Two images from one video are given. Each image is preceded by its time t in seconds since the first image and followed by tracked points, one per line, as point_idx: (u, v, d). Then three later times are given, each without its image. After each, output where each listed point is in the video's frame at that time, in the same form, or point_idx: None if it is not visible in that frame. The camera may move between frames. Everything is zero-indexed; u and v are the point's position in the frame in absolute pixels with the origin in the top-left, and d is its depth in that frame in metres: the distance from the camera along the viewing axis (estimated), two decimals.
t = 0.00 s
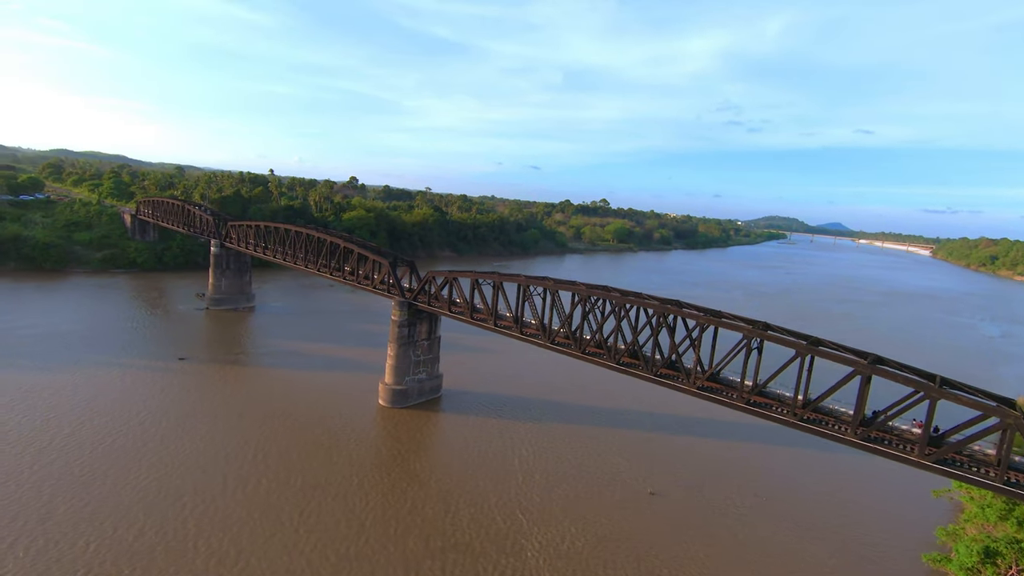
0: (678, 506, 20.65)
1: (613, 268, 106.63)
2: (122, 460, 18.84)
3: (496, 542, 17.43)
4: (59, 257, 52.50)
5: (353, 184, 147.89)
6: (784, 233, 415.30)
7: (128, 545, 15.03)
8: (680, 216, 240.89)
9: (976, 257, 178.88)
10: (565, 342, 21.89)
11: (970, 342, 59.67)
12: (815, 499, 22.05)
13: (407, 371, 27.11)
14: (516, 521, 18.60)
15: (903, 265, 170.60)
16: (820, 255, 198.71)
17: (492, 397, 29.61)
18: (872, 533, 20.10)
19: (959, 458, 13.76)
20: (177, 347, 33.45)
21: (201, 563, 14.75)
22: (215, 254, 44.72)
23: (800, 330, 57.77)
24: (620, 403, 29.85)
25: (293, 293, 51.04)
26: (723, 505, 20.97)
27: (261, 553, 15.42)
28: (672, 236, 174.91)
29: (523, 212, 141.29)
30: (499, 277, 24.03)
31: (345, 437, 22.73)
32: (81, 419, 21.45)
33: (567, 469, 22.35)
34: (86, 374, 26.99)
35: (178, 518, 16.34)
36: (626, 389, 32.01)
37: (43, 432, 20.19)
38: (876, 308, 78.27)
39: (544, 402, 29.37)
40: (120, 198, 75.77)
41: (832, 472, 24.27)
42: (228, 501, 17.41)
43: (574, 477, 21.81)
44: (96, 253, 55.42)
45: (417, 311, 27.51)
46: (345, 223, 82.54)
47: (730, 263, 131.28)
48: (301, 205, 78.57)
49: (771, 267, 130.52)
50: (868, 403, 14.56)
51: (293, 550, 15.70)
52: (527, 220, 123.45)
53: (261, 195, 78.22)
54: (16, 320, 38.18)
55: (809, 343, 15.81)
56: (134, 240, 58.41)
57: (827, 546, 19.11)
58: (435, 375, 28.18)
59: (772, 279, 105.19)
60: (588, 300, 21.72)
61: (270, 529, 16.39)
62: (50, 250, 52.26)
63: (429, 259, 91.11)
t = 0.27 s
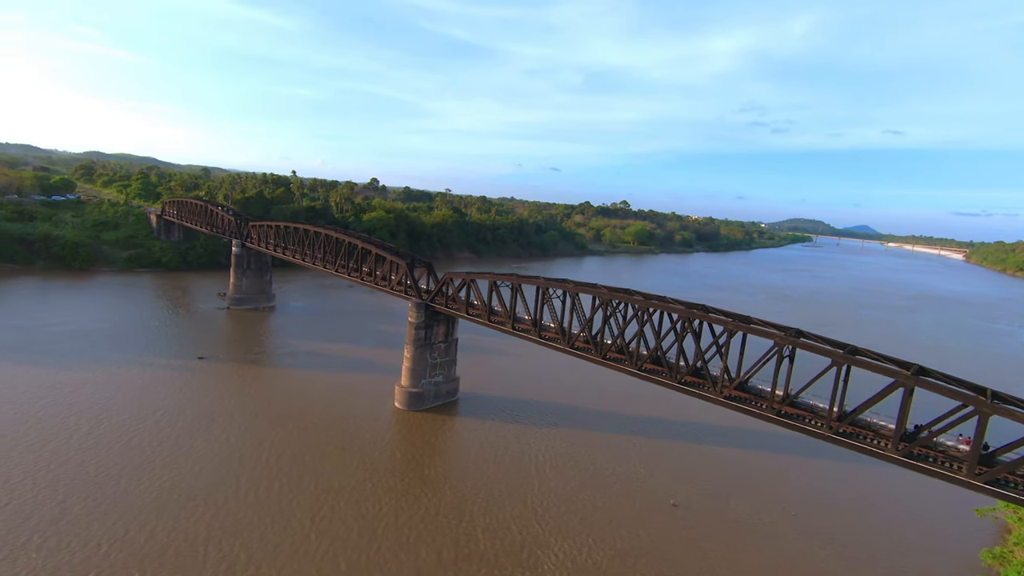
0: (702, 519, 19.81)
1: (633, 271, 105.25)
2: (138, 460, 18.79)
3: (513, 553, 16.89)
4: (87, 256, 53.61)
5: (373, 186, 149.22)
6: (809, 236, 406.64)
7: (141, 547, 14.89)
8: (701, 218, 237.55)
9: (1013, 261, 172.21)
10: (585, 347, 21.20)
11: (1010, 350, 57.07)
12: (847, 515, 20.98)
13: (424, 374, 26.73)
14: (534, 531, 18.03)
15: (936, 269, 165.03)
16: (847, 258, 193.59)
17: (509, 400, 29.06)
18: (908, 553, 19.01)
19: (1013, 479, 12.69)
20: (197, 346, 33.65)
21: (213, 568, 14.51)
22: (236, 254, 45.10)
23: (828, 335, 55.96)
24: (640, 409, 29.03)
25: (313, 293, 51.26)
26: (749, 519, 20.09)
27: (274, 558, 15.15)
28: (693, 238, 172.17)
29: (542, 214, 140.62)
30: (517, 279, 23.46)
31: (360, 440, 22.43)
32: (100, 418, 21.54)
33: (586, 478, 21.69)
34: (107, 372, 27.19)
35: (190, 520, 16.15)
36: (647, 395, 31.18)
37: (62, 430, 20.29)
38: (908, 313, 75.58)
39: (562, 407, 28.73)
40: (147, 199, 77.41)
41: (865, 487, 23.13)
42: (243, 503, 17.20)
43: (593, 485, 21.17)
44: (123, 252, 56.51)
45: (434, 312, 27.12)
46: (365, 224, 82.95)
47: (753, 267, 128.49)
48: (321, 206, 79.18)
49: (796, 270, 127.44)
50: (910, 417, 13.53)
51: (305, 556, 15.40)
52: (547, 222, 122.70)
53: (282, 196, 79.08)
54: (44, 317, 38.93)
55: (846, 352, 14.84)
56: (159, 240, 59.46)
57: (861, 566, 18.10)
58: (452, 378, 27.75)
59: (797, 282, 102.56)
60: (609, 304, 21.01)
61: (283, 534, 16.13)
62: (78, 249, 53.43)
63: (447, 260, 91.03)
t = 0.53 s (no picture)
0: (728, 533, 18.92)
1: (653, 273, 103.78)
2: (153, 461, 18.69)
3: (530, 566, 16.30)
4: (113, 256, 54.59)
5: (392, 188, 150.20)
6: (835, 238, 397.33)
7: (153, 551, 14.68)
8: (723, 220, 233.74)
9: None
10: (605, 352, 20.50)
11: None
12: (883, 532, 19.88)
13: (440, 377, 26.29)
14: (552, 543, 17.42)
15: (969, 272, 159.38)
16: (875, 261, 188.46)
17: (527, 405, 28.47)
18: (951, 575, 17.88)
19: None
20: (216, 346, 33.78)
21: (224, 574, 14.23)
22: (256, 254, 45.39)
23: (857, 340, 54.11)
24: (661, 416, 28.20)
25: (331, 294, 51.38)
26: (778, 534, 19.14)
27: (286, 565, 14.82)
28: (715, 240, 169.43)
29: (561, 215, 139.85)
30: (536, 281, 22.86)
31: (375, 444, 22.10)
32: (118, 417, 21.56)
33: (606, 487, 20.97)
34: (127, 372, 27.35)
35: (202, 524, 15.93)
36: (668, 401, 30.30)
37: (80, 429, 20.34)
38: (941, 317, 72.90)
39: (581, 412, 28.04)
40: (172, 200, 78.80)
41: (902, 502, 21.97)
42: (257, 507, 16.96)
43: (613, 495, 20.44)
44: (147, 252, 57.48)
45: (450, 315, 26.66)
46: (384, 225, 83.27)
47: (777, 269, 125.70)
48: (341, 208, 79.69)
49: (822, 273, 124.30)
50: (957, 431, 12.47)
51: (317, 564, 15.04)
52: (565, 223, 121.80)
53: (303, 198, 79.76)
54: (70, 316, 39.61)
55: (887, 361, 13.89)
56: (183, 241, 60.37)
57: None
58: (468, 382, 27.26)
59: (823, 285, 99.89)
60: (631, 308, 20.26)
61: (296, 540, 15.80)
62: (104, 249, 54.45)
63: (465, 262, 90.83)
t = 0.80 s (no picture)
0: (756, 548, 18.03)
1: (673, 275, 102.18)
2: (167, 463, 18.61)
3: None
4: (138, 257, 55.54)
5: (412, 190, 150.95)
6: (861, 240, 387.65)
7: (165, 556, 14.49)
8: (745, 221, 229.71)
9: None
10: (626, 357, 19.78)
11: None
12: (921, 550, 18.80)
13: (456, 381, 25.84)
14: (570, 555, 16.80)
15: (1005, 275, 153.59)
16: (904, 263, 182.96)
17: (545, 410, 27.86)
18: None
19: None
20: (235, 346, 33.95)
21: None
22: (275, 255, 45.65)
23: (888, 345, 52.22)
24: (683, 424, 27.42)
25: (349, 295, 51.47)
26: (809, 550, 18.19)
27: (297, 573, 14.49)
28: (737, 241, 166.42)
29: (580, 216, 138.83)
30: (555, 283, 22.25)
31: (390, 448, 21.83)
32: (136, 418, 21.61)
33: (627, 497, 20.25)
34: (147, 372, 27.55)
35: (213, 528, 15.71)
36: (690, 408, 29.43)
37: (98, 429, 20.45)
38: (976, 320, 70.09)
39: (600, 418, 27.35)
40: (196, 202, 80.14)
41: (939, 518, 20.84)
42: (269, 512, 16.69)
43: (634, 506, 19.70)
44: (171, 253, 58.40)
45: (467, 317, 26.20)
46: (402, 226, 83.47)
47: (801, 271, 122.75)
48: (360, 209, 80.11)
49: (849, 275, 120.98)
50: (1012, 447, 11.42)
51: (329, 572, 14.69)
52: (584, 224, 120.75)
53: (323, 199, 80.40)
54: (95, 316, 40.30)
55: (931, 371, 12.93)
56: (205, 242, 61.21)
57: None
58: (485, 385, 26.76)
59: (851, 288, 97.01)
60: (654, 311, 19.51)
61: (308, 547, 15.48)
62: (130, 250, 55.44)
63: (483, 263, 90.55)
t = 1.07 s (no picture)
0: (786, 564, 17.18)
1: (694, 277, 100.46)
2: (182, 466, 18.47)
3: None
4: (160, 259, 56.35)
5: (430, 192, 151.38)
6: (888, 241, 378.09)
7: (175, 562, 14.24)
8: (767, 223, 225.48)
9: None
10: (648, 362, 19.04)
11: None
12: (962, 570, 17.72)
13: (472, 385, 25.37)
14: (589, 569, 16.14)
15: None
16: (933, 265, 177.76)
17: (563, 415, 27.27)
18: None
19: None
20: (253, 347, 34.01)
21: None
22: (293, 257, 45.80)
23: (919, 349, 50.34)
24: (707, 431, 26.57)
25: (367, 296, 51.49)
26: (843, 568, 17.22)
27: None
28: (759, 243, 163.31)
29: (599, 218, 137.68)
30: (574, 285, 21.60)
31: (405, 453, 21.41)
32: (152, 420, 21.59)
33: (649, 508, 19.48)
34: (166, 373, 27.63)
35: (225, 535, 15.43)
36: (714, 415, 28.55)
37: (115, 431, 20.43)
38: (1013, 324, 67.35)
39: (620, 424, 26.67)
40: (218, 204, 81.25)
41: (981, 534, 19.74)
42: (282, 519, 16.40)
43: (656, 518, 18.93)
44: (192, 254, 59.13)
45: (484, 320, 25.68)
46: (420, 228, 83.53)
47: (826, 273, 119.82)
48: (378, 211, 80.36)
49: (876, 278, 117.66)
50: None
51: None
52: (603, 225, 119.61)
53: (342, 201, 80.90)
54: (118, 317, 40.83)
55: (982, 381, 11.97)
56: (226, 243, 61.89)
57: None
58: (502, 390, 26.22)
59: (878, 290, 94.33)
60: (677, 315, 18.73)
61: (320, 556, 15.13)
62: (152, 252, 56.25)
63: (501, 264, 90.19)
